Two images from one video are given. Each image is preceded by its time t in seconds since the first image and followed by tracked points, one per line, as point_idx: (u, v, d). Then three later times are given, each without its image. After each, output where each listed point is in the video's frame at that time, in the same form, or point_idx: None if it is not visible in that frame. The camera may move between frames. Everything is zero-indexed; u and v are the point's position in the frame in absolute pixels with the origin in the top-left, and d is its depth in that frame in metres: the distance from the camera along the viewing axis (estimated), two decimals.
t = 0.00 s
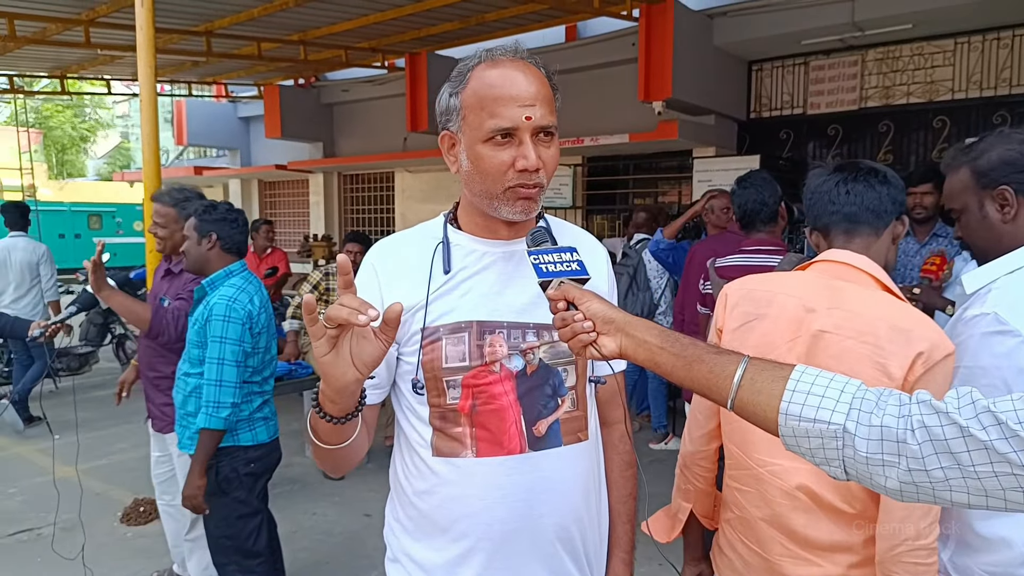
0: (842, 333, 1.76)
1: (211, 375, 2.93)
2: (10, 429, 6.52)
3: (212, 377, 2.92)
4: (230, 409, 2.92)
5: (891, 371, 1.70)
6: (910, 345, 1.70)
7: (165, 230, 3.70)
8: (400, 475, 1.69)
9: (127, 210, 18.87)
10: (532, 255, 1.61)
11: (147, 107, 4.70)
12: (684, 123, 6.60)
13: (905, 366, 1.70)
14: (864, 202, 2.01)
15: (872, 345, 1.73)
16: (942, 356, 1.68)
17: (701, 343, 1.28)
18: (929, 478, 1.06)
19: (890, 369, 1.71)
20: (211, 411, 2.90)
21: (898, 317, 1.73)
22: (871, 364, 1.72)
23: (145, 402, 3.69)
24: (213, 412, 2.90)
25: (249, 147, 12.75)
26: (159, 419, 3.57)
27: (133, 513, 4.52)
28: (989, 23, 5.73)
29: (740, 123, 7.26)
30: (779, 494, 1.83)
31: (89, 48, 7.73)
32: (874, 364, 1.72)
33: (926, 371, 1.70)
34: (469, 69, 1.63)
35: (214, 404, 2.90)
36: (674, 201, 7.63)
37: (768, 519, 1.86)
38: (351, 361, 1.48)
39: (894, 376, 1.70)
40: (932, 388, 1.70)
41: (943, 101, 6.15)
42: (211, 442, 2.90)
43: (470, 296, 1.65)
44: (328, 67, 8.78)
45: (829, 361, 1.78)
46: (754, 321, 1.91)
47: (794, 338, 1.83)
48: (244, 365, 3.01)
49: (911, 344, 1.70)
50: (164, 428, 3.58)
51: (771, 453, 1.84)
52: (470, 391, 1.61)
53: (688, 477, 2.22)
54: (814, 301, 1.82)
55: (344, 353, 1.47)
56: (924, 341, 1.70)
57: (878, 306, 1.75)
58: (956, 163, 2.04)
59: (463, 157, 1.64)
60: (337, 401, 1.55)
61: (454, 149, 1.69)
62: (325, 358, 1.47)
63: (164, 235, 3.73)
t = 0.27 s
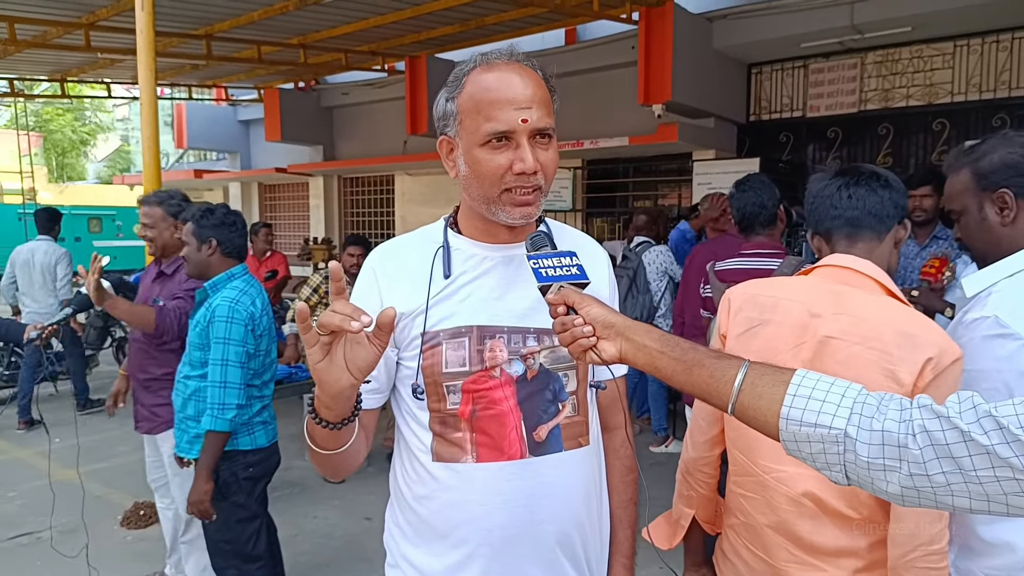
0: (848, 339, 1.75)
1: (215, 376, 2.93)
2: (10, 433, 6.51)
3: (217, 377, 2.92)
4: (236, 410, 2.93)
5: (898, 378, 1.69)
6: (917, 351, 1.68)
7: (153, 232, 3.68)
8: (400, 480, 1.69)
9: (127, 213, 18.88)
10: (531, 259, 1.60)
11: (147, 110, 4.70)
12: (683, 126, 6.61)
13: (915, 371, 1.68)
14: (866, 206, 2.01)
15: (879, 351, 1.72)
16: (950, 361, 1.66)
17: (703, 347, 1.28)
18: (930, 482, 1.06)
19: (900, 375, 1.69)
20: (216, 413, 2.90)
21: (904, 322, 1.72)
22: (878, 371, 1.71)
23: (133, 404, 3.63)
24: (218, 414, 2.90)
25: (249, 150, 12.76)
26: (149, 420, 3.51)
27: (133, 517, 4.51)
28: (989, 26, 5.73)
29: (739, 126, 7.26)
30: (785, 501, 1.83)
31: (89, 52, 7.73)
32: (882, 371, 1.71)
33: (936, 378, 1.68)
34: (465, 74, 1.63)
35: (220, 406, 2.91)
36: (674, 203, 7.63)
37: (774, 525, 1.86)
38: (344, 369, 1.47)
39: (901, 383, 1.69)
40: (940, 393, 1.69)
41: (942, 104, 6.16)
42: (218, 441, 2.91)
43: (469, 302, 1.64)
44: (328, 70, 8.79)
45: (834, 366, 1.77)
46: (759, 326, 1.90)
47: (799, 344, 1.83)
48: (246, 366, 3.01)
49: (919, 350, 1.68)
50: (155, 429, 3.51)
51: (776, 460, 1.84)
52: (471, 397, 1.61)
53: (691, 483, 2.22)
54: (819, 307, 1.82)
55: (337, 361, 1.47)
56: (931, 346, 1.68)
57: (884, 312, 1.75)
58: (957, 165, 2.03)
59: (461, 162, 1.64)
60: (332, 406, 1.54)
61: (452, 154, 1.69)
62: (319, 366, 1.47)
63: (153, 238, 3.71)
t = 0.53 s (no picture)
0: (855, 338, 1.75)
1: (211, 379, 2.92)
2: (12, 432, 6.52)
3: (212, 380, 2.92)
4: (229, 412, 2.92)
5: (906, 376, 1.69)
6: (925, 350, 1.69)
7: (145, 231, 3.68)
8: (400, 479, 1.69)
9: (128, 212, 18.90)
10: (531, 257, 1.60)
11: (148, 110, 4.71)
12: (685, 125, 6.61)
13: (924, 369, 1.69)
14: (870, 205, 2.01)
15: (886, 351, 1.72)
16: (957, 359, 1.68)
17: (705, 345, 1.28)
18: (933, 480, 1.06)
19: (908, 373, 1.69)
20: (210, 416, 2.91)
21: (911, 320, 1.73)
22: (886, 370, 1.71)
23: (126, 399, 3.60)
24: (212, 417, 2.91)
25: (250, 150, 12.77)
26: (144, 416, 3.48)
27: (135, 516, 4.51)
28: (990, 24, 5.73)
29: (740, 125, 7.26)
30: (790, 500, 1.83)
31: (90, 51, 7.73)
32: (889, 370, 1.71)
33: (944, 375, 1.70)
34: (465, 72, 1.63)
35: (214, 408, 2.91)
36: (675, 203, 7.63)
37: (779, 524, 1.86)
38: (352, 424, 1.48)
39: (910, 381, 1.70)
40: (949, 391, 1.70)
41: (944, 102, 6.15)
42: (211, 443, 2.91)
43: (471, 300, 1.65)
44: (329, 69, 8.79)
45: (840, 365, 1.77)
46: (764, 325, 1.89)
47: (804, 343, 1.82)
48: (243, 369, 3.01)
49: (926, 348, 1.69)
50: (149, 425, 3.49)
51: (782, 459, 1.84)
52: (471, 395, 1.61)
53: (695, 482, 2.21)
54: (825, 306, 1.82)
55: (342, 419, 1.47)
56: (939, 344, 1.69)
57: (890, 311, 1.75)
58: (960, 163, 2.04)
59: (461, 161, 1.65)
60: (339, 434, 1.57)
61: (453, 153, 1.70)
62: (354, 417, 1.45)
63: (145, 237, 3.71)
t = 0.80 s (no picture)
0: (857, 335, 1.75)
1: (204, 380, 2.93)
2: (10, 429, 6.51)
3: (206, 382, 2.92)
4: (221, 415, 2.93)
5: (909, 374, 1.70)
6: (927, 347, 1.69)
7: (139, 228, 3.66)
8: (397, 477, 1.69)
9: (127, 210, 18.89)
10: (532, 253, 1.60)
11: (147, 107, 4.70)
12: (684, 123, 6.60)
13: (925, 366, 1.69)
14: (872, 203, 2.01)
15: (889, 348, 1.72)
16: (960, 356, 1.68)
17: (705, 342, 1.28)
18: (933, 478, 1.06)
19: (910, 371, 1.70)
20: (202, 417, 2.91)
21: (913, 317, 1.73)
22: (889, 368, 1.71)
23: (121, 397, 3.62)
24: (205, 418, 2.91)
25: (249, 147, 12.75)
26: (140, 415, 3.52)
27: (134, 513, 4.51)
28: (990, 23, 5.72)
29: (740, 123, 7.25)
30: (791, 498, 1.83)
31: (88, 48, 7.72)
32: (892, 368, 1.71)
33: (946, 373, 1.70)
34: (463, 73, 1.62)
35: (207, 410, 2.91)
36: (674, 201, 7.63)
37: (780, 522, 1.86)
38: (432, 402, 1.38)
39: (911, 379, 1.70)
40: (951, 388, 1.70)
41: (943, 101, 6.15)
42: (203, 445, 2.92)
43: (470, 294, 1.65)
44: (329, 66, 8.78)
45: (842, 363, 1.77)
46: (765, 323, 1.89)
47: (805, 340, 1.82)
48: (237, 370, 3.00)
49: (929, 346, 1.70)
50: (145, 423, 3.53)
51: (783, 456, 1.84)
52: (470, 391, 1.60)
53: (695, 480, 2.21)
54: (827, 303, 1.82)
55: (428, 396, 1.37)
56: (941, 342, 1.69)
57: (892, 308, 1.75)
58: (960, 161, 2.03)
59: (457, 162, 1.65)
60: (392, 420, 1.47)
61: (451, 151, 1.69)
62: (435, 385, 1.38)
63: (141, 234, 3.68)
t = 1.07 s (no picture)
0: (858, 336, 1.75)
1: (208, 384, 2.92)
2: (10, 431, 6.51)
3: (210, 386, 2.92)
4: (227, 418, 2.93)
5: (909, 375, 1.70)
6: (927, 348, 1.69)
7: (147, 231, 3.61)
8: (398, 478, 1.69)
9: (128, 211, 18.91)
10: (534, 255, 1.60)
11: (147, 109, 4.69)
12: (684, 124, 6.61)
13: (926, 367, 1.69)
14: (873, 205, 2.01)
15: (890, 349, 1.72)
16: (960, 357, 1.67)
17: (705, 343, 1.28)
18: (934, 479, 1.06)
19: (911, 371, 1.70)
20: (208, 421, 2.91)
21: (914, 318, 1.73)
22: (890, 368, 1.71)
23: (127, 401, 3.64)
24: (210, 422, 2.91)
25: (249, 148, 12.76)
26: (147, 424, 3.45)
27: (134, 515, 4.50)
28: (990, 24, 5.73)
29: (739, 124, 7.26)
30: (791, 499, 1.83)
31: (88, 50, 7.72)
32: (893, 369, 1.71)
33: (946, 374, 1.70)
34: (460, 76, 1.63)
35: (212, 414, 2.92)
36: (674, 202, 7.64)
37: (780, 522, 1.86)
38: (447, 423, 1.43)
39: (912, 379, 1.70)
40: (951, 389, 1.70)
41: (943, 102, 6.16)
42: (209, 449, 2.92)
43: (471, 296, 1.65)
44: (329, 68, 8.78)
45: (843, 364, 1.77)
46: (765, 324, 1.89)
47: (806, 341, 1.82)
48: (240, 373, 3.00)
49: (928, 347, 1.70)
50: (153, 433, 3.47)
51: (784, 457, 1.84)
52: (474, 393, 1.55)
53: (696, 481, 2.21)
54: (828, 304, 1.82)
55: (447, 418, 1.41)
56: (941, 343, 1.69)
57: (892, 310, 1.75)
58: (961, 162, 2.04)
59: (456, 166, 1.65)
60: (405, 438, 1.48)
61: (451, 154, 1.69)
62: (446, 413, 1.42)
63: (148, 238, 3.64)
